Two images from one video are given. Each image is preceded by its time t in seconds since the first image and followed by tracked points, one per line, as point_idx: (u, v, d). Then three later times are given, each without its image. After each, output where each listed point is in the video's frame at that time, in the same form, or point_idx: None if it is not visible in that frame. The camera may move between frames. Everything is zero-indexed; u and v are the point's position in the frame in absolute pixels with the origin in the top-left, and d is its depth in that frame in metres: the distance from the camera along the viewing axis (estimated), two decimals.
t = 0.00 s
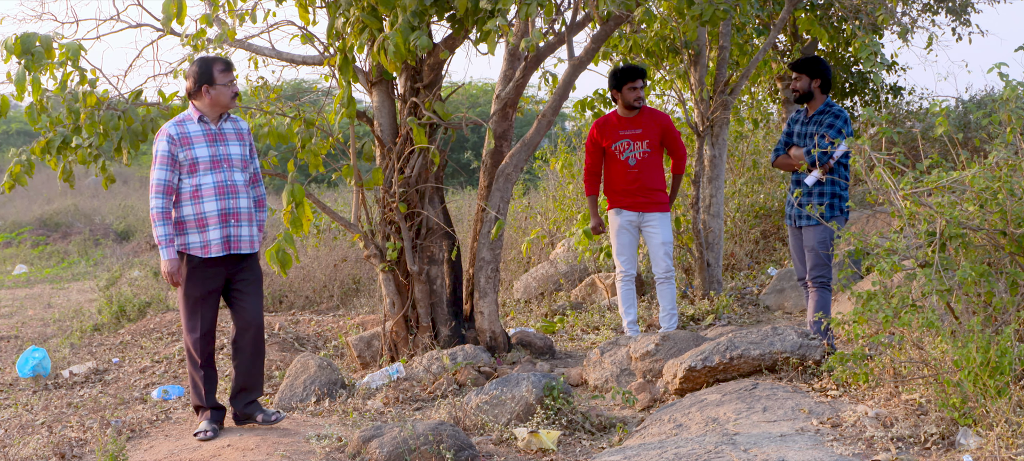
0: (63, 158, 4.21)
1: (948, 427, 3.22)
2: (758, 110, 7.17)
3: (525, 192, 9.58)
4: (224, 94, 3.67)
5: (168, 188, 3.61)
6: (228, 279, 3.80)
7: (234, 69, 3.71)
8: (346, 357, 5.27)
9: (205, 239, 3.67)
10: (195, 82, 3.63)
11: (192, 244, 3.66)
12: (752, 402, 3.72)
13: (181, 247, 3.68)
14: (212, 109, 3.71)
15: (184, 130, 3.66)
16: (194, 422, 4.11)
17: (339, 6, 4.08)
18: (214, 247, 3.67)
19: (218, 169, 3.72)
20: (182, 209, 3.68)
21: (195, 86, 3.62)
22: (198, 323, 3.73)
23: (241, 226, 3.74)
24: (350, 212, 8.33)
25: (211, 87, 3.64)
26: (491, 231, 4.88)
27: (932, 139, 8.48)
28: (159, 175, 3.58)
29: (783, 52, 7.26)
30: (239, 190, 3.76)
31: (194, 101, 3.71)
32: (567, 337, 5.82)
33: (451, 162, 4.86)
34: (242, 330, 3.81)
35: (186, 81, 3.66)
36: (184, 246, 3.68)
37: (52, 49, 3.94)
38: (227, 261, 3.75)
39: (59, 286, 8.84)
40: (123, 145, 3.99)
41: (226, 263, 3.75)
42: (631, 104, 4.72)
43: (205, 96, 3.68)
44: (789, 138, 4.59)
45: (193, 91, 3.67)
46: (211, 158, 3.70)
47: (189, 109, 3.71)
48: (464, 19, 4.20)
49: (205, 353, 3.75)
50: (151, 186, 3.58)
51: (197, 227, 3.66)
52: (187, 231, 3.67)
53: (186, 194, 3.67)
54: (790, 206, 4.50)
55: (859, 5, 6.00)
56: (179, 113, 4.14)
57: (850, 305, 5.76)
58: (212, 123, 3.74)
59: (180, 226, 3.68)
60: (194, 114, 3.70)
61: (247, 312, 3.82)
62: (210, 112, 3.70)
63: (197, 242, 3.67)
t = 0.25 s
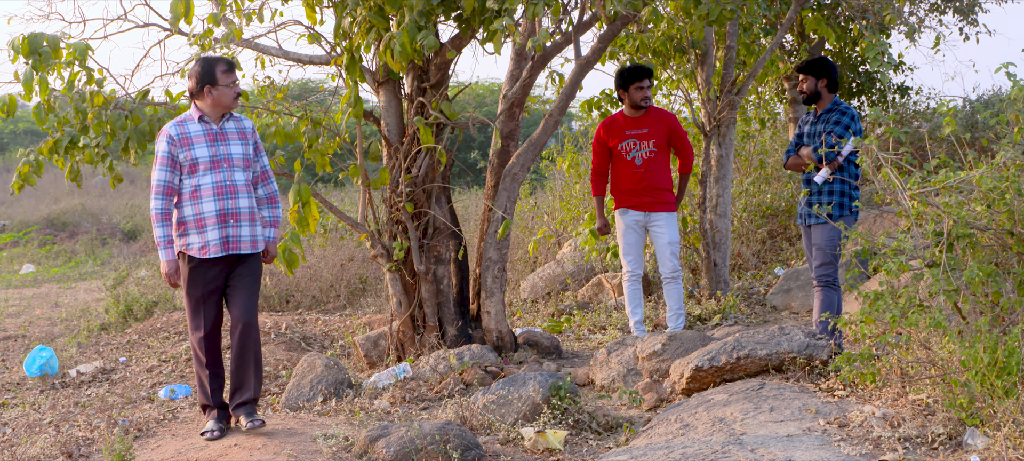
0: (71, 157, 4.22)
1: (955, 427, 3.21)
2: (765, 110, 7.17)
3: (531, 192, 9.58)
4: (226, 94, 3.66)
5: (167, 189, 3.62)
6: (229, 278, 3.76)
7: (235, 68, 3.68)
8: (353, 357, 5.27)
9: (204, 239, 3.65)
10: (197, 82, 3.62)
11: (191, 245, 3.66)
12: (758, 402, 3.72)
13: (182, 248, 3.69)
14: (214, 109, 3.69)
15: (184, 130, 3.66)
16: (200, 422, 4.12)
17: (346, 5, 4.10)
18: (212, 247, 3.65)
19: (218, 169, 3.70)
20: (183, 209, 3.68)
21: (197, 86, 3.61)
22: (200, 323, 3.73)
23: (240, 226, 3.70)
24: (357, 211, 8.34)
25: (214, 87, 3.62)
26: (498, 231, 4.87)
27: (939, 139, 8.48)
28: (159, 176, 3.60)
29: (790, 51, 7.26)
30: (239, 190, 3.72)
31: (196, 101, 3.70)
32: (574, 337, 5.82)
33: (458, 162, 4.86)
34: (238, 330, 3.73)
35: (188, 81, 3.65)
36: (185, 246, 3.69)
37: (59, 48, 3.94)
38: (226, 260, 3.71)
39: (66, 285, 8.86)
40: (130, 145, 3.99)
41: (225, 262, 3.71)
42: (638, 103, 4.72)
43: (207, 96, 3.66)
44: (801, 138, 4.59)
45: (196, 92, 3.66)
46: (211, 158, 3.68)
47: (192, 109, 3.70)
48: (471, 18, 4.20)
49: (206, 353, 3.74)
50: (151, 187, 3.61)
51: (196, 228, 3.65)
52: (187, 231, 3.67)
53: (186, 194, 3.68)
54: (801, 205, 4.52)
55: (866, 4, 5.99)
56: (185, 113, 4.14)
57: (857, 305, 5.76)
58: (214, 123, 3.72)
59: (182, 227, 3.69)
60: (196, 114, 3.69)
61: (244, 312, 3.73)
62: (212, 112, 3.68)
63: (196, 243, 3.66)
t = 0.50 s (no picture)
0: (80, 157, 4.24)
1: (964, 428, 3.20)
2: (774, 110, 7.18)
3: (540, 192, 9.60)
4: (235, 97, 3.63)
5: (173, 190, 3.63)
6: (232, 279, 3.72)
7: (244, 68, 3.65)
8: (362, 357, 5.29)
9: (207, 241, 3.63)
10: (206, 83, 3.59)
11: (196, 246, 3.65)
12: (767, 403, 3.72)
13: (188, 249, 3.69)
14: (222, 111, 3.66)
15: (191, 131, 3.64)
16: (209, 421, 4.13)
17: (355, 6, 4.12)
18: (214, 250, 3.62)
19: (223, 171, 3.66)
20: (190, 210, 3.68)
21: (206, 87, 3.59)
22: (205, 323, 3.73)
23: (244, 229, 3.66)
24: (366, 211, 8.36)
25: (222, 89, 3.60)
26: (507, 231, 4.88)
27: (949, 139, 8.47)
28: (164, 177, 3.61)
29: (799, 52, 7.26)
30: (244, 193, 3.68)
31: (205, 102, 3.67)
32: (582, 337, 5.82)
33: (466, 162, 4.86)
34: (239, 331, 3.68)
35: (198, 82, 3.62)
36: (191, 247, 3.69)
37: (68, 48, 3.95)
38: (230, 261, 3.68)
39: (75, 285, 8.89)
40: (139, 144, 4.00)
41: (228, 264, 3.68)
42: (647, 104, 4.72)
43: (216, 98, 3.64)
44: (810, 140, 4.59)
45: (205, 92, 3.63)
46: (216, 159, 3.65)
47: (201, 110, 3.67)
48: (480, 18, 4.21)
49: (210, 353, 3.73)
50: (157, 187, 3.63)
51: (200, 229, 3.64)
52: (193, 232, 3.67)
53: (192, 195, 3.68)
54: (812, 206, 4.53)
55: (875, 4, 5.99)
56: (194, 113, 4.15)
57: (866, 306, 5.75)
58: (223, 124, 3.69)
59: (189, 227, 3.69)
60: (204, 115, 3.67)
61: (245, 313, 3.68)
62: (220, 114, 3.65)
63: (200, 244, 3.65)
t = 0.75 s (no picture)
0: (83, 156, 4.25)
1: (968, 428, 3.20)
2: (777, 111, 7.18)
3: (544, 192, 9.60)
4: (224, 104, 3.55)
5: (176, 186, 3.65)
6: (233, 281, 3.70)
7: (237, 73, 3.54)
8: (365, 357, 5.29)
9: (203, 240, 3.63)
10: (205, 83, 3.57)
11: (195, 243, 3.66)
12: (770, 403, 3.71)
13: (190, 246, 3.71)
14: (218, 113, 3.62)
15: (194, 129, 3.64)
16: (212, 421, 4.13)
17: (359, 5, 4.12)
18: (209, 249, 3.62)
19: (222, 171, 3.64)
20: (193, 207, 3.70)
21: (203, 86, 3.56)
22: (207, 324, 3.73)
23: (239, 230, 3.62)
24: (369, 211, 8.37)
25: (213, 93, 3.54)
26: (510, 231, 4.88)
27: (953, 140, 8.47)
28: (167, 174, 3.64)
29: (802, 52, 7.26)
30: (242, 193, 3.64)
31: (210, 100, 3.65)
32: (586, 337, 5.82)
33: (469, 162, 4.86)
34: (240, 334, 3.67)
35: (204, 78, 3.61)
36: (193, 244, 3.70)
37: (72, 48, 3.96)
38: (229, 262, 3.66)
39: (79, 284, 8.90)
40: (142, 144, 4.01)
41: (227, 265, 3.67)
42: (650, 104, 4.72)
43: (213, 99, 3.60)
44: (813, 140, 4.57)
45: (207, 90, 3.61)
46: (215, 158, 3.63)
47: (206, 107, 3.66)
48: (483, 18, 4.21)
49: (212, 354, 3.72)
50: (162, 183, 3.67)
51: (198, 227, 3.65)
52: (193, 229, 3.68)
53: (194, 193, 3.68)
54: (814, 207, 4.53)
55: (879, 5, 5.99)
56: (197, 112, 4.14)
57: (869, 306, 5.74)
58: (225, 124, 3.66)
59: (191, 224, 3.71)
60: (207, 114, 3.65)
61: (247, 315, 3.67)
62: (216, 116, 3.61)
63: (198, 242, 3.65)
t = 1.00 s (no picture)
0: (84, 156, 4.26)
1: (969, 429, 3.19)
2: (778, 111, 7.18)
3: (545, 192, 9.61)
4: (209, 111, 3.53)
5: (181, 181, 3.73)
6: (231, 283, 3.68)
7: (215, 82, 3.46)
8: (366, 357, 5.29)
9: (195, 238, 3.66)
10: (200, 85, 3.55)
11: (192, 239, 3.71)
12: (771, 403, 3.71)
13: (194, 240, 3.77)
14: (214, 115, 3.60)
15: (196, 127, 3.68)
16: (214, 421, 4.14)
17: (360, 6, 4.12)
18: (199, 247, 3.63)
19: (215, 171, 3.63)
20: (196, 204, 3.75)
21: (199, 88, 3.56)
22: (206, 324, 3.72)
23: (224, 231, 3.59)
24: (370, 211, 8.38)
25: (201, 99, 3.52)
26: (511, 231, 4.88)
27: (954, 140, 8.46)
28: (173, 169, 3.73)
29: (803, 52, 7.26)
30: (229, 195, 3.60)
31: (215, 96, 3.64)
32: (587, 337, 5.82)
33: (470, 162, 4.86)
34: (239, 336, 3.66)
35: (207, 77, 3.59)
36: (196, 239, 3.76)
37: (73, 48, 3.96)
38: (220, 263, 3.65)
39: (80, 284, 8.90)
40: (143, 144, 4.01)
41: (219, 265, 3.65)
42: (650, 104, 4.73)
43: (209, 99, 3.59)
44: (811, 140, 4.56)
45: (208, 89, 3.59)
46: (209, 158, 3.63)
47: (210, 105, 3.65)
48: (484, 18, 4.21)
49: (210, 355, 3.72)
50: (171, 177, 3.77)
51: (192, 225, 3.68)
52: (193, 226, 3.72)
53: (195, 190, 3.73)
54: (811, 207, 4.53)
55: (880, 5, 5.98)
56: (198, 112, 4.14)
57: (870, 306, 5.74)
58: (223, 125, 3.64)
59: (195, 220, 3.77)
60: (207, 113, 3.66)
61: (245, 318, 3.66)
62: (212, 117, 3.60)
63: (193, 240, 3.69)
